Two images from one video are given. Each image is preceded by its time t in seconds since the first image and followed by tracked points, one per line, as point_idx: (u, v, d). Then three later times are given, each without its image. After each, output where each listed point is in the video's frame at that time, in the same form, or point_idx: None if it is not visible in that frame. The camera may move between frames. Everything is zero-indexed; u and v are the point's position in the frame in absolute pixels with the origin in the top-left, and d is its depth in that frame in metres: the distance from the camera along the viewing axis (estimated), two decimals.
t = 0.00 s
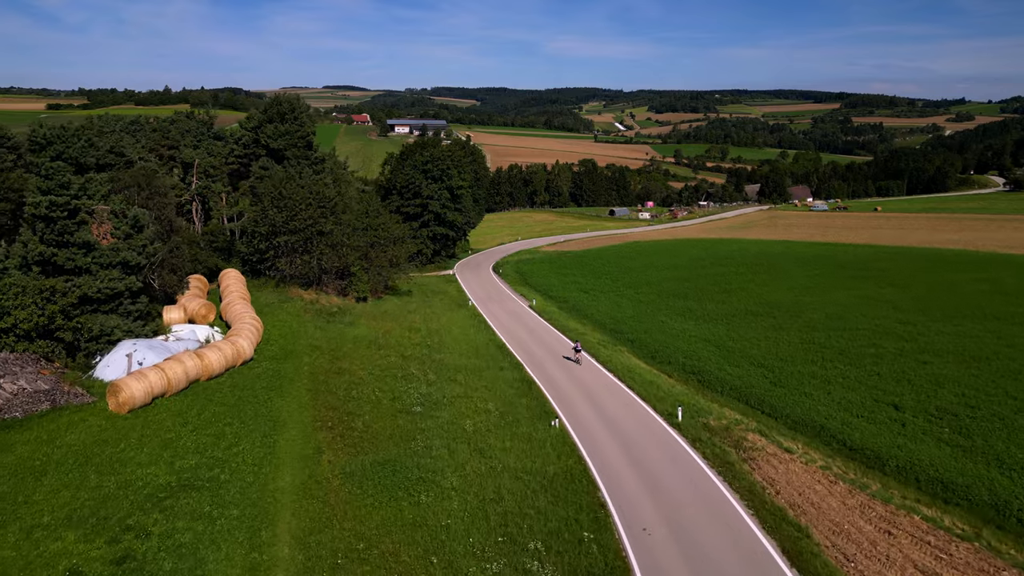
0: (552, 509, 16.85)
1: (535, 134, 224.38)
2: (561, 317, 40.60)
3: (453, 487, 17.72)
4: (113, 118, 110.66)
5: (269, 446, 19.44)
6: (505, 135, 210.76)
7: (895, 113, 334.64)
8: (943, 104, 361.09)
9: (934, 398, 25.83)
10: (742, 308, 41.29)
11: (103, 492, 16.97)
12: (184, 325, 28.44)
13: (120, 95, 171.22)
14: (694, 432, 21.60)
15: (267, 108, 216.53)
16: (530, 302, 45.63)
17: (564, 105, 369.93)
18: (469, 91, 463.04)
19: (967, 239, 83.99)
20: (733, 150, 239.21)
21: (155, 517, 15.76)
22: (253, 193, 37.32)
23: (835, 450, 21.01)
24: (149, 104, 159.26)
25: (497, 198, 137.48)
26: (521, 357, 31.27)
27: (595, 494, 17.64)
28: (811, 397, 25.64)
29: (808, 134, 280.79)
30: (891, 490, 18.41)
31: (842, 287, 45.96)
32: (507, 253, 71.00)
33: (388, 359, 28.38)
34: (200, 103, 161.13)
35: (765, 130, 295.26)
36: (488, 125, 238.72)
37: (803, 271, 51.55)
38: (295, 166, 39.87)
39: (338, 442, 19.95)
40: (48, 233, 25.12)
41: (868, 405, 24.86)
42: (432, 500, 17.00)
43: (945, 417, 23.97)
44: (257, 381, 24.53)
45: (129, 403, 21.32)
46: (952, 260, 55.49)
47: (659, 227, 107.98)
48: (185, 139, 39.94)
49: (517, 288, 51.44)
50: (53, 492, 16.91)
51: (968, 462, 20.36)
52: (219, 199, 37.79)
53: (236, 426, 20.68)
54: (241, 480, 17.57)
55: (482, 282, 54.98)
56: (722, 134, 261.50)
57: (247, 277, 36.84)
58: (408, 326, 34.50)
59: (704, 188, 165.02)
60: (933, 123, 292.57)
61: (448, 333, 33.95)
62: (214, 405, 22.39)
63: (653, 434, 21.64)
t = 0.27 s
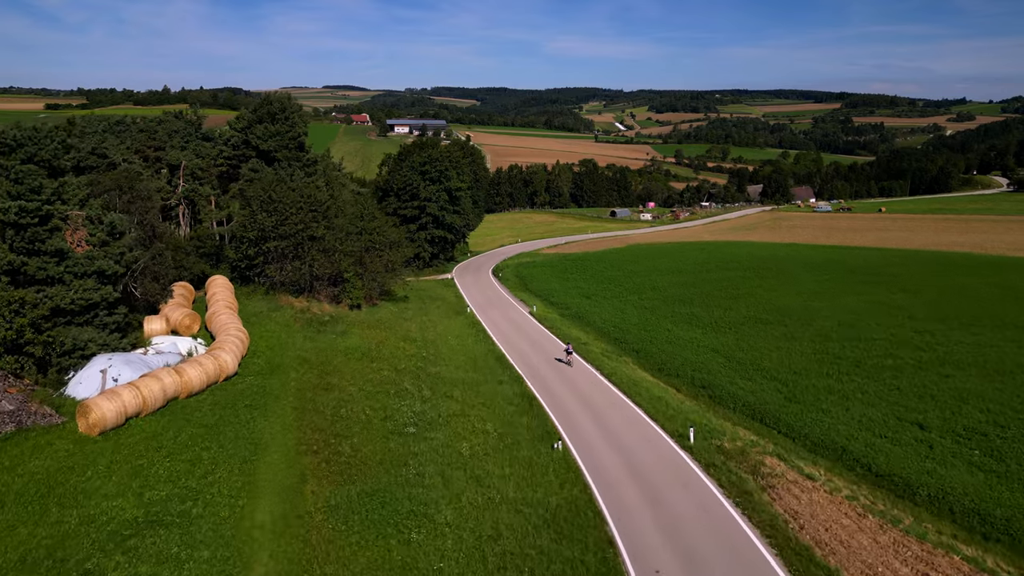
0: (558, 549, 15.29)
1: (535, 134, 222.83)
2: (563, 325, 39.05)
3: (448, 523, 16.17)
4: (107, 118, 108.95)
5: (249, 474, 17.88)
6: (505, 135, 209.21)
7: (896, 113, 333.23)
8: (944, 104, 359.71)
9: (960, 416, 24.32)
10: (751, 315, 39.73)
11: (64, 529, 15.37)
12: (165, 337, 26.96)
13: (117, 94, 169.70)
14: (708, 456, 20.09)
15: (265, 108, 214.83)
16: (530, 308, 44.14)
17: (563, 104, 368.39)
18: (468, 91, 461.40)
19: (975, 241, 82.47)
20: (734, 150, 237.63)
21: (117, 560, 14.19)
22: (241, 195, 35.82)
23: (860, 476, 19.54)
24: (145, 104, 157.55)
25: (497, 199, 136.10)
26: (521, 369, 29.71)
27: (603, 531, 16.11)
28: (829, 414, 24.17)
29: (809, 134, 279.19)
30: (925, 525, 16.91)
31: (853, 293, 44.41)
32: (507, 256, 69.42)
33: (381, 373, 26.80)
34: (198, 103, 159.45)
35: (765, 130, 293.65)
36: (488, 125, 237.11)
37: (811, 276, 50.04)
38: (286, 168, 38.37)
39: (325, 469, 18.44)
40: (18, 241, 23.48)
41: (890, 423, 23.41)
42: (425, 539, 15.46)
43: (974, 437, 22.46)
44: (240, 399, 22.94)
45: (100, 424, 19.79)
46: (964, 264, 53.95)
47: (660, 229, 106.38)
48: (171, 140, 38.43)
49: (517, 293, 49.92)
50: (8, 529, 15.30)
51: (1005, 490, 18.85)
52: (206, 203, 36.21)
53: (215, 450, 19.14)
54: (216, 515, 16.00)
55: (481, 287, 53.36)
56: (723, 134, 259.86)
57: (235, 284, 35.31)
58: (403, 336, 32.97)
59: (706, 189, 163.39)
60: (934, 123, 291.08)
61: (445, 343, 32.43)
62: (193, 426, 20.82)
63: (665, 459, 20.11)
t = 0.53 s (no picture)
0: None
1: (535, 134, 221.35)
2: (564, 334, 37.56)
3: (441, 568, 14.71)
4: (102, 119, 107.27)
5: (224, 509, 16.36)
6: (505, 135, 207.71)
7: (896, 113, 332.03)
8: (945, 104, 358.46)
9: (988, 436, 22.86)
10: (760, 324, 38.24)
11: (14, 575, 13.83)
12: (143, 351, 25.39)
13: (116, 94, 168.39)
14: (723, 485, 18.57)
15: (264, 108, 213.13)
16: (530, 315, 42.62)
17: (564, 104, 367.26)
18: (468, 91, 459.84)
19: (983, 243, 80.98)
20: (734, 150, 236.34)
21: None
22: (228, 199, 34.30)
23: (889, 508, 18.05)
24: (142, 104, 156.26)
25: (497, 199, 134.61)
26: (522, 382, 28.24)
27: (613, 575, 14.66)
28: (850, 435, 22.68)
29: (810, 134, 277.71)
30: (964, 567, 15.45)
31: (865, 299, 42.91)
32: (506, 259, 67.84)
33: (372, 388, 25.27)
34: (195, 102, 157.97)
35: (766, 130, 292.15)
36: (488, 125, 235.70)
37: (820, 281, 48.51)
38: (276, 170, 36.87)
39: (307, 502, 16.92)
40: None
41: (915, 446, 21.96)
42: None
43: (1006, 461, 21.02)
44: (220, 420, 21.39)
45: (64, 450, 18.23)
46: (977, 267, 52.43)
47: (662, 231, 104.92)
48: (156, 141, 36.90)
49: (517, 299, 48.36)
50: None
51: None
52: (193, 207, 34.65)
53: (189, 480, 17.60)
54: (185, 558, 14.50)
55: (480, 292, 51.86)
56: (724, 134, 258.45)
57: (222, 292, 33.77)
58: (397, 347, 31.41)
59: (708, 189, 161.81)
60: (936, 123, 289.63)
61: (441, 354, 30.88)
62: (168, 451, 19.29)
63: (677, 487, 18.62)
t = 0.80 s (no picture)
0: None
1: (535, 134, 219.88)
2: (566, 343, 36.04)
3: None
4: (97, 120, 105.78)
5: (194, 550, 14.84)
6: (504, 135, 206.26)
7: (897, 113, 330.55)
8: (946, 104, 357.03)
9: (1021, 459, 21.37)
10: (769, 332, 36.74)
11: None
12: (118, 366, 23.84)
13: (112, 94, 166.84)
14: (742, 519, 17.04)
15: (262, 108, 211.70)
16: (530, 323, 41.09)
17: (563, 104, 365.92)
18: (468, 90, 458.41)
19: (991, 246, 79.41)
20: (735, 151, 234.85)
21: None
22: (213, 203, 32.80)
23: (923, 545, 16.55)
24: (138, 103, 154.78)
25: (497, 200, 133.11)
26: (522, 397, 26.71)
27: None
28: (874, 459, 21.19)
29: (811, 134, 276.26)
30: None
31: (877, 306, 41.40)
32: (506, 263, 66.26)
33: (363, 406, 23.76)
34: (191, 102, 156.41)
35: (767, 130, 290.67)
36: (487, 125, 234.19)
37: (829, 286, 46.95)
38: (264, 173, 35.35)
39: (286, 541, 15.40)
40: None
41: (944, 471, 20.45)
42: None
43: None
44: (197, 443, 19.86)
45: (24, 480, 16.69)
46: (990, 271, 50.91)
47: (664, 232, 103.38)
48: (139, 142, 35.42)
49: (517, 305, 46.78)
50: None
51: None
52: (177, 212, 33.14)
53: (157, 515, 16.08)
54: None
55: (479, 297, 50.34)
56: (724, 134, 256.96)
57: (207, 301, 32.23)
58: (391, 359, 29.84)
59: (710, 190, 160.27)
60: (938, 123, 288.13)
61: (437, 366, 29.32)
62: (138, 480, 17.76)
63: (691, 519, 17.10)
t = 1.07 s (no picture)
0: None
1: (535, 134, 218.36)
2: (568, 353, 34.48)
3: None
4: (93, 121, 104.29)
5: None
6: (504, 135, 204.73)
7: (898, 112, 328.96)
8: (947, 103, 355.28)
9: None
10: (780, 341, 35.24)
11: None
12: (90, 385, 22.30)
13: (109, 94, 165.30)
14: (764, 561, 15.53)
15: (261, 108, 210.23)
16: (530, 331, 39.53)
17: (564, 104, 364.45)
18: (467, 90, 456.89)
19: (1000, 248, 77.78)
20: (736, 151, 233.25)
21: None
22: (198, 207, 31.31)
23: None
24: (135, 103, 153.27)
25: (497, 201, 131.55)
26: (522, 414, 25.19)
27: None
28: (903, 487, 19.67)
29: (813, 134, 274.66)
30: None
31: (891, 313, 39.85)
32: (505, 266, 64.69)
33: (352, 426, 22.21)
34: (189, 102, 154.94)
35: (768, 129, 289.08)
36: (487, 125, 232.65)
37: (840, 290, 45.36)
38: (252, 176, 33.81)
39: None
40: None
41: (979, 500, 18.95)
42: None
43: None
44: (171, 471, 18.32)
45: None
46: (1005, 276, 49.33)
47: (666, 234, 101.78)
48: (122, 143, 33.93)
49: (517, 311, 45.22)
50: None
51: None
52: (160, 217, 31.60)
53: (119, 558, 14.55)
54: None
55: (478, 303, 48.78)
56: (725, 134, 255.37)
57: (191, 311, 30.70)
58: (383, 373, 28.29)
59: (711, 190, 158.65)
60: (939, 123, 286.48)
61: (432, 380, 27.78)
62: (101, 515, 16.21)
63: (708, 559, 15.59)
